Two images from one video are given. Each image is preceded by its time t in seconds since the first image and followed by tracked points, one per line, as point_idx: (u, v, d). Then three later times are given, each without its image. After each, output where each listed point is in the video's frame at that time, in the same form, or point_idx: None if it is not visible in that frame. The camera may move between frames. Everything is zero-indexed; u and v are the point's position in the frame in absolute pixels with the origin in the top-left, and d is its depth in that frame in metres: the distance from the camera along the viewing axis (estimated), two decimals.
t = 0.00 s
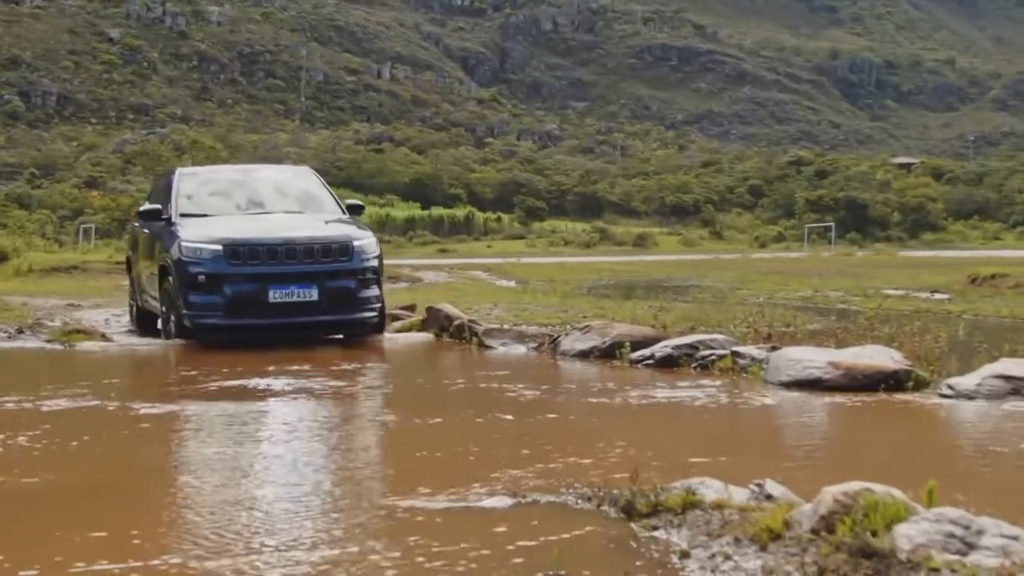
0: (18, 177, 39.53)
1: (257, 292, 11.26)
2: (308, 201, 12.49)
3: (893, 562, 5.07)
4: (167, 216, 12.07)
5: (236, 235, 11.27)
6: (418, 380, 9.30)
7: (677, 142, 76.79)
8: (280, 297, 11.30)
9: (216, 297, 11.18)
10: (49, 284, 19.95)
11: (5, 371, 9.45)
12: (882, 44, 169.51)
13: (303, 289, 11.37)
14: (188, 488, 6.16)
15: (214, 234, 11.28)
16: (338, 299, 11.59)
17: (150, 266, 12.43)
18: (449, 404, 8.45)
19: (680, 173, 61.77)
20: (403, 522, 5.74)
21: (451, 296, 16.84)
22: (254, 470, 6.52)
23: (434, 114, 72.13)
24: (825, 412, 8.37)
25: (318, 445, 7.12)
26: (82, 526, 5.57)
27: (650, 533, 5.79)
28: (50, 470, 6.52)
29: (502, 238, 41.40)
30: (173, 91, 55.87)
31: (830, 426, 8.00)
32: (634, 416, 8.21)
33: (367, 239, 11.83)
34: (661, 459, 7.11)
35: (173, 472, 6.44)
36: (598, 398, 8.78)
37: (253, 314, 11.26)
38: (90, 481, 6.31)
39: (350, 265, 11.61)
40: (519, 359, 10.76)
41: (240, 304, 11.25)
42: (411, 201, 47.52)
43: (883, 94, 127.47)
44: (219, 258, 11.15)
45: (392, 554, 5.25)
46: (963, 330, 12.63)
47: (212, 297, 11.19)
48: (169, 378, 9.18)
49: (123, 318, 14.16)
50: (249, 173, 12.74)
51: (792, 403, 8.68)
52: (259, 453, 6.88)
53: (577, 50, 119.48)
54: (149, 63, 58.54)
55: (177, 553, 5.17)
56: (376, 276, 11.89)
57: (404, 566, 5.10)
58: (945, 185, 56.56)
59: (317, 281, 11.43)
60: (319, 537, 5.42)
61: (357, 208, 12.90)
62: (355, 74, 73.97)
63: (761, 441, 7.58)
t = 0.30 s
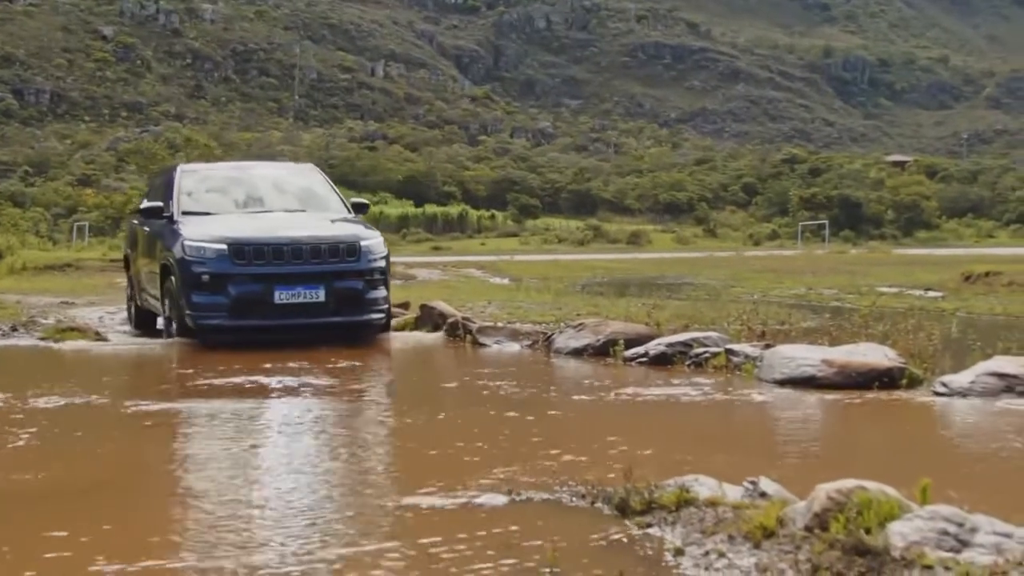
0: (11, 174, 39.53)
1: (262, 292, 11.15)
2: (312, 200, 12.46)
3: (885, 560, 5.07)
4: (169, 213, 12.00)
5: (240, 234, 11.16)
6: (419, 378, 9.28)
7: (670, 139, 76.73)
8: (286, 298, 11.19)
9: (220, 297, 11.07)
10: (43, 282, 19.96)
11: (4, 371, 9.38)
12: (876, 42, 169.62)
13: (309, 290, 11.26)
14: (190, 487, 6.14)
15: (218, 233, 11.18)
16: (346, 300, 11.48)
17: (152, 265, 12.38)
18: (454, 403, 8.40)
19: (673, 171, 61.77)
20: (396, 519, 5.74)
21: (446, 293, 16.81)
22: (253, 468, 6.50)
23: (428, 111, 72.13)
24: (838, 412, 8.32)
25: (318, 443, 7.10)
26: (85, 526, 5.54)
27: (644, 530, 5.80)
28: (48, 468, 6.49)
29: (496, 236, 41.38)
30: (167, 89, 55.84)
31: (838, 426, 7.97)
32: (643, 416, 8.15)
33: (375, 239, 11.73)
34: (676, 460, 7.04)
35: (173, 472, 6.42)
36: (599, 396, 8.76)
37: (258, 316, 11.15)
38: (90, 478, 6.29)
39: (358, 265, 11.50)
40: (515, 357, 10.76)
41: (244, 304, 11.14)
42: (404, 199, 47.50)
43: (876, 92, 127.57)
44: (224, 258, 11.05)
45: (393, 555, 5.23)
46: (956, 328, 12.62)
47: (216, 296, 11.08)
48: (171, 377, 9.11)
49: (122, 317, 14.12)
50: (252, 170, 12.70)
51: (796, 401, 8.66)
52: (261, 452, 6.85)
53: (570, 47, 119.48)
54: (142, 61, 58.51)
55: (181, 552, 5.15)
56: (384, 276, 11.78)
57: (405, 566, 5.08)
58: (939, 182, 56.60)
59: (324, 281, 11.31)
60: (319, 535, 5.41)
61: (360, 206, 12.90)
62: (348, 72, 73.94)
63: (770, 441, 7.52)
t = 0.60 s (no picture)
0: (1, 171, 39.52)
1: (264, 292, 11.05)
2: (313, 196, 12.41)
3: (875, 556, 5.09)
4: (167, 210, 11.91)
5: (241, 231, 11.05)
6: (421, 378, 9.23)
7: (661, 135, 76.70)
8: (288, 297, 11.09)
9: (221, 297, 10.96)
10: (33, 278, 19.93)
11: None
12: (866, 38, 169.71)
13: (312, 290, 11.17)
14: (193, 487, 6.10)
15: (220, 230, 11.06)
16: (348, 300, 11.40)
17: (147, 263, 12.31)
18: (460, 402, 8.35)
19: (664, 167, 61.76)
20: (395, 518, 5.73)
21: (437, 290, 16.81)
22: (253, 468, 6.47)
23: (419, 108, 72.12)
24: (841, 411, 8.31)
25: (317, 443, 7.07)
26: (86, 528, 5.50)
27: (633, 527, 5.81)
28: (46, 469, 6.45)
29: (486, 232, 41.36)
30: (158, 86, 55.77)
31: (834, 420, 7.97)
32: (650, 415, 8.09)
33: (378, 237, 11.65)
34: (672, 458, 7.01)
35: (173, 472, 6.38)
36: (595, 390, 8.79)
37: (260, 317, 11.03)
38: (88, 480, 6.26)
39: (360, 263, 11.43)
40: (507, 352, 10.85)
41: (245, 304, 11.03)
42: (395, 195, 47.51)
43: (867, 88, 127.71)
44: (225, 256, 10.93)
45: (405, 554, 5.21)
46: (947, 325, 12.66)
47: (217, 297, 10.96)
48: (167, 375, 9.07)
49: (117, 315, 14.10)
50: (253, 166, 12.64)
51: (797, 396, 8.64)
52: (261, 452, 6.82)
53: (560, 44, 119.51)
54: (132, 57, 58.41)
55: (188, 553, 5.12)
56: (387, 275, 11.71)
57: (410, 566, 5.07)
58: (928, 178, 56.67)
59: (327, 281, 11.23)
60: (324, 535, 5.40)
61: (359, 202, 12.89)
62: (339, 68, 73.88)
63: (776, 439, 7.47)
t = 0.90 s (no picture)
0: None
1: (258, 291, 10.83)
2: (306, 194, 12.21)
3: (855, 552, 5.10)
4: (157, 208, 11.73)
5: (233, 230, 10.81)
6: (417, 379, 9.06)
7: (645, 132, 76.72)
8: (282, 297, 10.87)
9: (213, 297, 10.74)
10: (14, 277, 19.89)
11: None
12: (850, 35, 169.82)
13: (308, 289, 10.95)
14: (185, 486, 6.07)
15: (212, 229, 10.82)
16: (344, 300, 11.18)
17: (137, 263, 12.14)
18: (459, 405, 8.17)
19: (648, 165, 61.71)
20: (385, 516, 5.72)
21: (419, 287, 16.77)
22: (245, 467, 6.44)
23: (403, 105, 72.11)
24: (846, 412, 8.15)
25: (308, 442, 7.02)
26: (78, 528, 5.47)
27: (614, 523, 5.81)
28: (36, 468, 6.41)
29: (469, 230, 41.30)
30: (141, 83, 55.66)
31: (810, 421, 7.95)
32: (654, 419, 7.92)
33: (374, 235, 11.41)
34: (666, 460, 6.93)
35: (164, 471, 6.35)
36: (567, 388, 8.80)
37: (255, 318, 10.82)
38: (77, 479, 6.22)
39: (356, 263, 11.20)
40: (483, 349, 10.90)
41: (239, 304, 10.80)
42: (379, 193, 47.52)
43: (851, 85, 127.83)
44: (217, 256, 10.70)
45: (398, 554, 5.19)
46: (929, 321, 12.68)
47: (209, 297, 10.75)
48: (156, 376, 8.98)
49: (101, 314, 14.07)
50: (245, 162, 12.45)
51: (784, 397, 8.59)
52: (251, 451, 6.78)
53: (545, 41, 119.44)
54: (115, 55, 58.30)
55: (182, 552, 5.09)
56: (385, 273, 11.47)
57: (401, 565, 5.06)
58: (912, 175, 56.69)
59: (322, 280, 11.01)
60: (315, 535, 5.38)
61: (350, 198, 12.74)
62: (323, 65, 73.75)
63: (783, 444, 7.28)
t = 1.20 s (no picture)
0: None
1: (260, 291, 10.59)
2: (305, 189, 12.02)
3: (843, 548, 5.10)
4: (154, 206, 11.51)
5: (233, 228, 10.56)
6: (424, 380, 8.88)
7: (634, 129, 76.70)
8: (284, 296, 10.63)
9: (213, 297, 10.49)
10: (5, 275, 19.89)
11: None
12: (839, 32, 169.96)
13: (310, 287, 10.72)
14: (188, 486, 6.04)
15: (211, 227, 10.58)
16: (347, 298, 10.95)
17: (133, 262, 11.94)
18: (466, 408, 8.01)
19: (636, 162, 61.67)
20: (384, 514, 5.72)
21: (409, 285, 16.77)
22: (243, 467, 6.41)
23: (392, 103, 72.14)
24: (855, 414, 8.01)
25: (305, 443, 6.97)
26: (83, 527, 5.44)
27: (604, 520, 5.81)
28: (33, 469, 6.36)
29: (459, 227, 41.29)
30: (129, 81, 55.62)
31: (804, 417, 7.92)
32: (668, 422, 7.74)
33: (377, 230, 11.18)
34: (664, 461, 6.88)
35: (165, 471, 6.31)
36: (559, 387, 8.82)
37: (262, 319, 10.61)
38: (78, 480, 6.19)
39: (360, 259, 10.97)
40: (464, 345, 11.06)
41: (240, 304, 10.56)
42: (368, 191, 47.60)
43: (840, 82, 127.98)
44: (217, 254, 10.45)
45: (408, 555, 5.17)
46: (918, 318, 12.69)
47: (209, 297, 10.50)
48: (153, 376, 8.89)
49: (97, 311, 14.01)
50: (243, 159, 12.25)
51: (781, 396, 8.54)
52: (251, 450, 6.74)
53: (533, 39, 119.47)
54: (104, 52, 58.26)
55: (184, 552, 5.07)
56: (388, 269, 11.26)
57: (403, 563, 5.04)
58: (900, 172, 56.71)
59: (325, 278, 10.78)
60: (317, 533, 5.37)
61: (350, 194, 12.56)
62: (311, 62, 73.71)
63: (803, 451, 7.08)
